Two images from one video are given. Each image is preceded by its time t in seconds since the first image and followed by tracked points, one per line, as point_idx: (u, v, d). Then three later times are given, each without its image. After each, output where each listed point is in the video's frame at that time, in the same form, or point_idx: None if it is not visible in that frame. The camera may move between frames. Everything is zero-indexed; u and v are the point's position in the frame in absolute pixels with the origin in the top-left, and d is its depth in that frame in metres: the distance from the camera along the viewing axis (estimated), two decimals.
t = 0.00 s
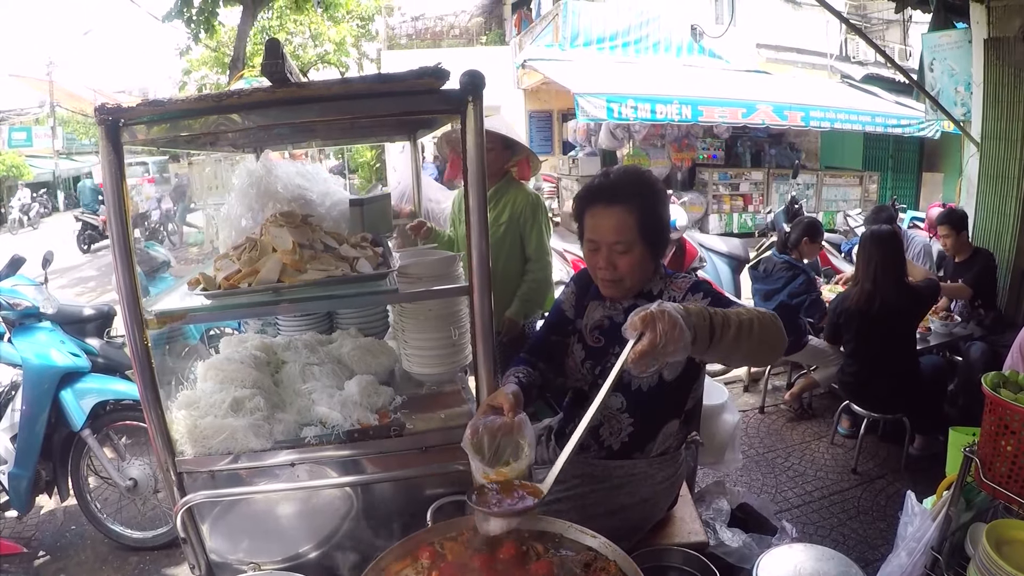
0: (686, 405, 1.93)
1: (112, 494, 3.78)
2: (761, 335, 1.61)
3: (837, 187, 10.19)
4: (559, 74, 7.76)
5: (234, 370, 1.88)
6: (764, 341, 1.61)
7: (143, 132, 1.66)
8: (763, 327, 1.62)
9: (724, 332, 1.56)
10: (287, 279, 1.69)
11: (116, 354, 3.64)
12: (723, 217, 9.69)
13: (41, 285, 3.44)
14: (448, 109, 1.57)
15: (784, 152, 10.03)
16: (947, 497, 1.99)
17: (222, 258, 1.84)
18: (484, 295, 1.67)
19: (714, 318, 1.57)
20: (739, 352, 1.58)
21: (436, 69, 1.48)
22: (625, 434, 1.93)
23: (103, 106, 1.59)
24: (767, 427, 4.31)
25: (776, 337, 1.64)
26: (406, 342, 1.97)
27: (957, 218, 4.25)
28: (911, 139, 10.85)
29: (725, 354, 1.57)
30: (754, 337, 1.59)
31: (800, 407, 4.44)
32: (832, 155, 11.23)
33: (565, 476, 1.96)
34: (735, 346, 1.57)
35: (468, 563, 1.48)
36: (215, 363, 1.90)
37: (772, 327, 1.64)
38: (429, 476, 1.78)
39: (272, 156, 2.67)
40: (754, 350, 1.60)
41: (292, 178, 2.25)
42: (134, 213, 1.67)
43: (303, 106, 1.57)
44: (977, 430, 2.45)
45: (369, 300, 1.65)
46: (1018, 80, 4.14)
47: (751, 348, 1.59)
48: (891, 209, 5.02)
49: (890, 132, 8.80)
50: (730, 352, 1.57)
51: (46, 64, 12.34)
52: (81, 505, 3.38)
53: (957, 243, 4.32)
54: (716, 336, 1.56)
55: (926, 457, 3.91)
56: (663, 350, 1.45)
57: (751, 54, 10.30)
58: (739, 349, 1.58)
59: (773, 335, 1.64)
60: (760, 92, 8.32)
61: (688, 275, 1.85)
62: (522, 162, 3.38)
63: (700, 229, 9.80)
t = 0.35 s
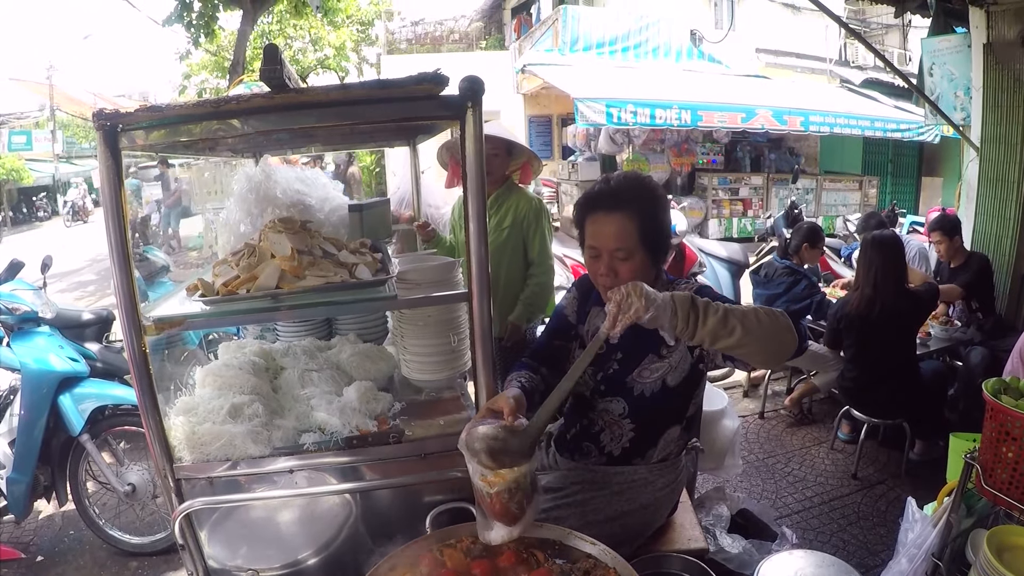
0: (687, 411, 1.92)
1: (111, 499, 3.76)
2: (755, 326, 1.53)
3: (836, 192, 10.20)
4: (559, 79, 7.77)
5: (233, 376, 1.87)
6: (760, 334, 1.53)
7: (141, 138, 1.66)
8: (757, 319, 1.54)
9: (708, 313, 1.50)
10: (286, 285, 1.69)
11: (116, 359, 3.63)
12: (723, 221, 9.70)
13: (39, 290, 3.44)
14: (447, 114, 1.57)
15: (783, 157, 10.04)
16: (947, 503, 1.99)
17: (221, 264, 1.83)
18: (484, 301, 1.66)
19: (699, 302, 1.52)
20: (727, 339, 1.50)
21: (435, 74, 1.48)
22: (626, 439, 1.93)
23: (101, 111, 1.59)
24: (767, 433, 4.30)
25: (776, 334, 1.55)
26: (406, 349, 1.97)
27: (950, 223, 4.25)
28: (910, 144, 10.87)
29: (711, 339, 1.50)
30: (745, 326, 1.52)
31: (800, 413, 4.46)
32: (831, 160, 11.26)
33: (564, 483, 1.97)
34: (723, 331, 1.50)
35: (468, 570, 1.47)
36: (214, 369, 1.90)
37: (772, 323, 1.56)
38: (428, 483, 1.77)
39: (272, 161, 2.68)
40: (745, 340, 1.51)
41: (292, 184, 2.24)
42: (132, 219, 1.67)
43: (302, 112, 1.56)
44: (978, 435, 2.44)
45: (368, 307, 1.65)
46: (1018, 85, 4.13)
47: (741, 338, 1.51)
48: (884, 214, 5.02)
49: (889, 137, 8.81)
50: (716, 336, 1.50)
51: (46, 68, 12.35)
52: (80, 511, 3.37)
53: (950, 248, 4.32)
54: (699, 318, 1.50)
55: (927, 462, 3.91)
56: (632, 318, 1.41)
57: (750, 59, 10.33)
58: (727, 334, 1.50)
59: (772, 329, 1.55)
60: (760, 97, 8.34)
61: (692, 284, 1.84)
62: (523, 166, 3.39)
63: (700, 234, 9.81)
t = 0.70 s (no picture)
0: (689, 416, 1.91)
1: (111, 505, 3.75)
2: (781, 382, 1.55)
3: (836, 195, 10.21)
4: (558, 82, 7.79)
5: (232, 382, 1.88)
6: (783, 386, 1.56)
7: (141, 144, 1.66)
8: (782, 373, 1.55)
9: (753, 388, 1.48)
10: (285, 291, 1.70)
11: (116, 365, 3.64)
12: (722, 224, 9.71)
13: (39, 296, 3.44)
14: (446, 120, 1.57)
15: (782, 160, 10.06)
16: (948, 507, 1.99)
17: (220, 270, 1.84)
18: (483, 306, 1.67)
19: (744, 374, 1.48)
20: (763, 403, 1.52)
21: (434, 81, 1.48)
22: (627, 445, 1.93)
23: (100, 117, 1.59)
24: (767, 436, 4.30)
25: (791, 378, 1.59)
26: (405, 353, 1.97)
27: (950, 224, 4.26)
28: (908, 147, 10.89)
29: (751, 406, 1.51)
30: (776, 387, 1.53)
31: (800, 416, 4.42)
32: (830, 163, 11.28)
33: (564, 488, 2.00)
34: (761, 398, 1.51)
35: None
36: (214, 375, 1.90)
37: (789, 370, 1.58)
38: (427, 488, 1.77)
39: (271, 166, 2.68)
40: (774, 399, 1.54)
41: (291, 189, 2.24)
42: (130, 225, 1.68)
43: (300, 119, 1.56)
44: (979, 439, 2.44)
45: (366, 312, 1.65)
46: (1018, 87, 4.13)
47: (771, 399, 1.53)
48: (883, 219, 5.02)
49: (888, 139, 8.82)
50: (756, 404, 1.51)
51: (45, 73, 12.38)
52: (79, 516, 3.37)
53: (949, 250, 4.32)
54: (746, 392, 1.48)
55: (927, 465, 3.91)
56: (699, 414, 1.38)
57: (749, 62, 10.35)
58: (764, 401, 1.51)
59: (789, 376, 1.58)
60: (758, 100, 8.36)
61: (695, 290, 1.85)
62: (524, 172, 3.40)
63: (699, 238, 9.82)
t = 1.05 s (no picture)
0: (686, 422, 1.89)
1: (109, 503, 3.75)
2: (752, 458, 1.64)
3: (836, 200, 10.22)
4: (560, 85, 7.79)
5: (232, 382, 1.88)
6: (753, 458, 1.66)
7: (143, 142, 1.66)
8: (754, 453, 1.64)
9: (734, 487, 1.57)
10: (286, 290, 1.70)
11: (115, 363, 3.64)
12: (723, 229, 9.72)
13: (38, 293, 3.43)
14: (449, 121, 1.57)
15: (783, 164, 10.07)
16: (947, 512, 1.98)
17: (221, 268, 1.84)
18: (484, 307, 1.66)
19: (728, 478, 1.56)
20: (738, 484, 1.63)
21: (437, 81, 1.48)
22: (624, 447, 1.93)
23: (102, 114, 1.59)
24: (766, 441, 4.30)
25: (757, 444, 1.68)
26: (406, 354, 1.97)
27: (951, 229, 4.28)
28: (909, 153, 10.90)
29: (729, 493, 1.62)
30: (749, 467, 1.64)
31: (798, 421, 4.44)
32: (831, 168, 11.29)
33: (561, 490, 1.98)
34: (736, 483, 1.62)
35: None
36: (214, 374, 1.91)
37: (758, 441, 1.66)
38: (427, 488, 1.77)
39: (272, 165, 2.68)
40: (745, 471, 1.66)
41: (292, 189, 2.24)
42: (132, 223, 1.68)
43: (303, 117, 1.57)
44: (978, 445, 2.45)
45: (368, 312, 1.64)
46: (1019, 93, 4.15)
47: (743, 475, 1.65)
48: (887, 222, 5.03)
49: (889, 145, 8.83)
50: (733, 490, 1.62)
51: (46, 71, 12.39)
52: (77, 514, 3.36)
53: (948, 255, 4.33)
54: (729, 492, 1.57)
55: (926, 471, 3.91)
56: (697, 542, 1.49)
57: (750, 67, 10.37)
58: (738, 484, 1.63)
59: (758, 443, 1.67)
60: (760, 104, 8.37)
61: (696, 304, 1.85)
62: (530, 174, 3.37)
63: (699, 241, 9.82)
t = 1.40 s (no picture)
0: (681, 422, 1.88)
1: (109, 503, 3.74)
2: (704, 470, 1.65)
3: (837, 203, 10.22)
4: (561, 86, 7.80)
5: (233, 383, 1.88)
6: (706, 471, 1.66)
7: (145, 143, 1.66)
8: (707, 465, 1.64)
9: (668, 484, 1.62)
10: (287, 292, 1.69)
11: (116, 363, 3.64)
12: (723, 231, 9.72)
13: (39, 293, 3.43)
14: (451, 124, 1.57)
15: (784, 167, 10.06)
16: (947, 517, 1.98)
17: (223, 270, 1.84)
18: (484, 310, 1.66)
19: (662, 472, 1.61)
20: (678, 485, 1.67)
21: (440, 84, 1.48)
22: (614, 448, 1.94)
23: (105, 116, 1.59)
24: (766, 444, 4.30)
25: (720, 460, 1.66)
26: (406, 356, 1.98)
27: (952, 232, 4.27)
28: (910, 156, 10.90)
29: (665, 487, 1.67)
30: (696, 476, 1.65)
31: (799, 424, 4.44)
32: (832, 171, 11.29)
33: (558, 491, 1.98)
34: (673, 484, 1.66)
35: None
36: (215, 375, 1.91)
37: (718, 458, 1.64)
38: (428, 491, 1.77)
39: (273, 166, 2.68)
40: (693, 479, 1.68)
41: (293, 190, 2.25)
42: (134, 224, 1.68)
43: (305, 119, 1.57)
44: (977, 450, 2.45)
45: (369, 314, 1.65)
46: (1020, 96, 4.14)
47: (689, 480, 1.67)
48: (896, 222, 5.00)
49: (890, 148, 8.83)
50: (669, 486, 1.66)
51: (48, 70, 12.41)
52: (77, 514, 3.36)
53: (949, 258, 4.33)
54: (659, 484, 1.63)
55: (926, 475, 3.92)
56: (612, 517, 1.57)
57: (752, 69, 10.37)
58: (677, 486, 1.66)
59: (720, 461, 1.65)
60: (761, 106, 8.37)
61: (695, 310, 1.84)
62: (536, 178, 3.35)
63: (700, 243, 9.82)
